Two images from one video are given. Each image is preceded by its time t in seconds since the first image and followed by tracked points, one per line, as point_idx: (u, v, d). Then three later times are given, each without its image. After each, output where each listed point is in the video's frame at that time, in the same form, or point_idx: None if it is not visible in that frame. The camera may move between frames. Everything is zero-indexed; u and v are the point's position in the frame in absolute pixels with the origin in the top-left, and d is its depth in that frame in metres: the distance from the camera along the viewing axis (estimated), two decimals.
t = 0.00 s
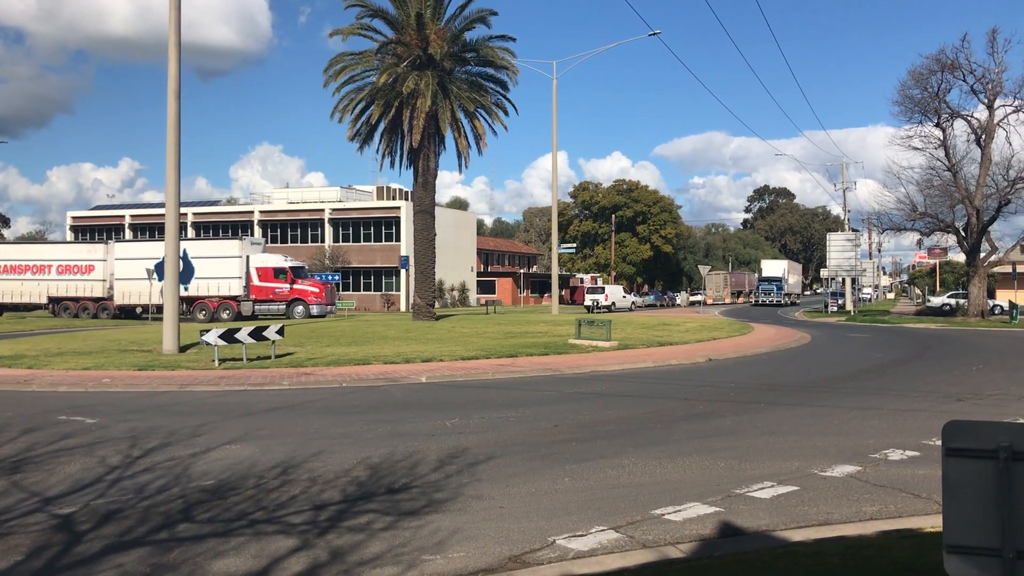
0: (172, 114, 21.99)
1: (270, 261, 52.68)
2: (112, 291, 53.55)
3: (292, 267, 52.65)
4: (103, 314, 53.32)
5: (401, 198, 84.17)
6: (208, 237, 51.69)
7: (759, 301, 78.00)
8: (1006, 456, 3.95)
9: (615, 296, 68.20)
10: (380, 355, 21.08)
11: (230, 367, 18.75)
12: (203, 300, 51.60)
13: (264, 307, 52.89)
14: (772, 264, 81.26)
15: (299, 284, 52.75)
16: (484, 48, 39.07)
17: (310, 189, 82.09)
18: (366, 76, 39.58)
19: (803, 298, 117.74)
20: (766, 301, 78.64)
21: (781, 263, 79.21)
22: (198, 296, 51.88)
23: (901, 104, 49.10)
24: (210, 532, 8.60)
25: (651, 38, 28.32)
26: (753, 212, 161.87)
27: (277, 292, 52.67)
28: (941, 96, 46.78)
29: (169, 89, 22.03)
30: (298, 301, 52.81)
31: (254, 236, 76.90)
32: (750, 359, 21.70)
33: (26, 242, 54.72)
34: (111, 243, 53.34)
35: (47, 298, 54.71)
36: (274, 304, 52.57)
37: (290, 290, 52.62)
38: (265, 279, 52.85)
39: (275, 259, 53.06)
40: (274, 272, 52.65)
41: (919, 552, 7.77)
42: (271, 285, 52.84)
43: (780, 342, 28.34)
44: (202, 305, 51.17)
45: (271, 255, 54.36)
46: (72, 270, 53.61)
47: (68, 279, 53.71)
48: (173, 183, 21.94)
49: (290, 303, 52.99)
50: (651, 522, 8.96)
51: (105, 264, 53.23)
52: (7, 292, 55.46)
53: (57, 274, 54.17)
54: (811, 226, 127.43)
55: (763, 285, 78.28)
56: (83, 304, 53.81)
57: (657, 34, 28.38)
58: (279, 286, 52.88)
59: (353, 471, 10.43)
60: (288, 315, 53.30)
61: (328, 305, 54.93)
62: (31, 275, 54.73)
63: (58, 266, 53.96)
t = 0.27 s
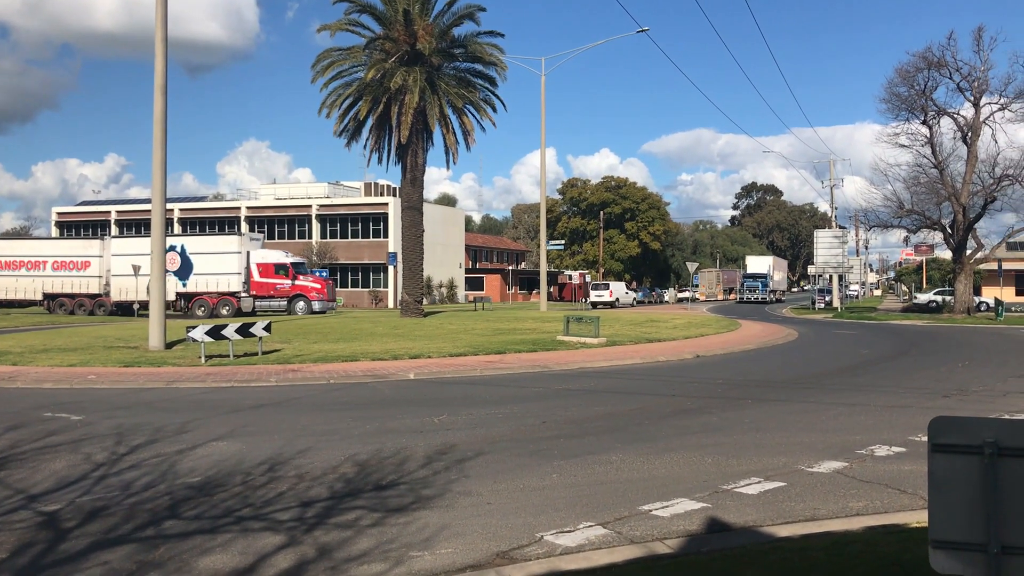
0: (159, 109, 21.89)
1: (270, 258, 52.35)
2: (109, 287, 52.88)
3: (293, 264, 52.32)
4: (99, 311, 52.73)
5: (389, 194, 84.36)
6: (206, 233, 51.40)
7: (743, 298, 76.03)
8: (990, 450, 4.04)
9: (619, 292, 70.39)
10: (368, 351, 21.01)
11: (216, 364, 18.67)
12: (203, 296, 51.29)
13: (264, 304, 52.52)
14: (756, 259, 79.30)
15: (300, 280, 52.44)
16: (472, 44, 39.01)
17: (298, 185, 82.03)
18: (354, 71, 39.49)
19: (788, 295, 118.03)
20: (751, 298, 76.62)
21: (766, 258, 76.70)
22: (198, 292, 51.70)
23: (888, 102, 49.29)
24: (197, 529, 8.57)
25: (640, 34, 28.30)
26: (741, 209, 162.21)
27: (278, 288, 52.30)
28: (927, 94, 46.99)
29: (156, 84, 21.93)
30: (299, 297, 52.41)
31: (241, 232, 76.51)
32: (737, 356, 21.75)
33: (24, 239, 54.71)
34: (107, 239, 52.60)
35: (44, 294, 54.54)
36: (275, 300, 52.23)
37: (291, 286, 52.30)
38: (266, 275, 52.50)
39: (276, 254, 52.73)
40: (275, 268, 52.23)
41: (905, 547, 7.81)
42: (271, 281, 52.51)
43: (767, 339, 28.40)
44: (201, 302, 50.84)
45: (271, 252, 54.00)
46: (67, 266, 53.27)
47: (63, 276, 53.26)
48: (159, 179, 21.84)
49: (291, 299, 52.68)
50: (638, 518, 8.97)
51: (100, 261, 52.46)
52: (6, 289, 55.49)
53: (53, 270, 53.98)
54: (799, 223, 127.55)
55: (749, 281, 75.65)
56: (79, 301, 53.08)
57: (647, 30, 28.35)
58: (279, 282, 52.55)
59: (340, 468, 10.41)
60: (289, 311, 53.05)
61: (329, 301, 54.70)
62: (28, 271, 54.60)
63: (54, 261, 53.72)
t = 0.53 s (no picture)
0: (149, 104, 21.79)
1: (276, 253, 52.39)
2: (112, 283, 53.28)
3: (299, 260, 52.35)
4: (102, 307, 53.03)
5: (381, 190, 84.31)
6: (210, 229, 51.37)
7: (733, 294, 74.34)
8: (982, 446, 4.08)
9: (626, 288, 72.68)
10: (360, 348, 20.97)
11: (208, 360, 18.62)
12: (207, 292, 51.37)
13: (270, 300, 52.55)
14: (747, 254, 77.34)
15: (307, 276, 52.46)
16: (464, 40, 38.94)
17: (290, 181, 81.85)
18: (346, 67, 39.39)
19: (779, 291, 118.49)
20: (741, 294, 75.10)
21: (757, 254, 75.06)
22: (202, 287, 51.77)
23: (880, 99, 49.37)
24: (188, 526, 8.54)
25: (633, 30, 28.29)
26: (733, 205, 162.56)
27: (285, 284, 52.35)
28: (919, 91, 47.07)
29: (146, 79, 21.83)
30: (306, 293, 52.44)
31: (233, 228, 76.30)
32: (729, 351, 21.79)
33: (23, 235, 54.15)
34: (109, 235, 52.78)
35: (43, 291, 54.04)
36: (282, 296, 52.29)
37: (297, 282, 52.31)
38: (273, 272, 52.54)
39: (283, 250, 52.63)
40: (280, 264, 52.29)
41: (897, 543, 7.82)
42: (278, 277, 52.53)
43: (759, 334, 28.46)
44: (205, 298, 51.06)
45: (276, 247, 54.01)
46: (68, 262, 52.98)
47: (64, 272, 52.88)
48: (150, 174, 21.76)
49: (297, 295, 52.67)
50: (630, 514, 8.97)
51: (102, 257, 52.52)
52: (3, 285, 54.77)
53: (53, 266, 53.53)
54: (791, 220, 127.78)
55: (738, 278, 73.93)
56: (81, 297, 53.13)
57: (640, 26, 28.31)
58: (286, 278, 52.55)
59: (332, 465, 10.39)
60: (296, 307, 53.01)
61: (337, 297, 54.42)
62: (27, 267, 54.01)
63: (54, 257, 53.33)
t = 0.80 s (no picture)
0: (144, 101, 21.77)
1: (288, 250, 52.40)
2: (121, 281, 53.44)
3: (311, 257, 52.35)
4: (110, 305, 53.17)
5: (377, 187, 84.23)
6: (220, 226, 51.28)
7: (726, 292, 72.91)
8: (977, 444, 4.10)
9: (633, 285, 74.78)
10: (357, 345, 20.94)
11: (204, 357, 18.59)
12: (216, 289, 51.48)
13: (282, 298, 52.53)
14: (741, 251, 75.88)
15: (319, 274, 52.45)
16: (461, 37, 38.90)
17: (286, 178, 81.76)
18: (342, 64, 39.34)
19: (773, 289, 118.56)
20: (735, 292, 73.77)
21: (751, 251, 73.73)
22: (212, 284, 51.86)
23: (876, 96, 49.41)
24: (185, 523, 8.55)
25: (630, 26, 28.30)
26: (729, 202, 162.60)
27: (296, 281, 52.42)
28: (915, 88, 47.12)
29: (142, 77, 21.80)
30: (318, 291, 52.57)
31: (228, 225, 76.16)
32: (725, 349, 21.83)
33: (28, 232, 53.94)
34: (117, 232, 52.80)
35: (50, 288, 53.82)
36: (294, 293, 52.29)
37: (309, 280, 52.29)
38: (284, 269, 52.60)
39: (294, 247, 52.65)
40: (292, 261, 52.33)
41: (892, 540, 7.85)
42: (289, 274, 52.59)
43: (755, 331, 28.50)
44: (215, 295, 51.19)
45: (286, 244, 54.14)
46: (76, 260, 52.77)
47: (71, 269, 52.73)
48: (145, 171, 21.74)
49: (309, 292, 52.69)
50: (626, 511, 8.99)
51: (109, 254, 52.55)
52: (10, 282, 54.55)
53: (60, 263, 53.27)
54: (787, 217, 127.76)
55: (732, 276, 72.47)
56: (88, 295, 52.99)
57: (636, 24, 28.31)
58: (298, 275, 52.62)
59: (329, 462, 10.39)
60: (308, 304, 53.04)
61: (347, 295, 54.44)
62: (34, 264, 53.83)
63: (61, 255, 53.06)
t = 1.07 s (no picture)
0: (143, 99, 21.71)
1: (302, 249, 52.97)
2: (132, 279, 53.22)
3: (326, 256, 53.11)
4: (121, 303, 53.11)
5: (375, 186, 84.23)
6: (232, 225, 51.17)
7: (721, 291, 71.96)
8: (975, 442, 4.11)
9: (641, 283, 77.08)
10: (355, 344, 20.96)
11: (202, 356, 18.61)
12: (229, 287, 51.54)
13: (296, 295, 53.29)
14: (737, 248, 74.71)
15: (334, 273, 53.36)
16: (459, 35, 38.90)
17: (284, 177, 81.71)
18: (341, 62, 39.30)
19: (770, 288, 118.51)
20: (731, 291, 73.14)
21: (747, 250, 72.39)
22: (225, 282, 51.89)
23: (874, 95, 49.40)
24: (182, 521, 8.55)
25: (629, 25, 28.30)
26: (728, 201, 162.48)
27: (311, 279, 53.18)
28: (913, 87, 47.13)
29: (140, 75, 21.76)
30: (333, 289, 53.47)
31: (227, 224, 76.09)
32: (723, 348, 21.83)
33: (36, 229, 53.55)
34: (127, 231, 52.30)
35: (60, 287, 53.69)
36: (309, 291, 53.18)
37: (324, 278, 53.21)
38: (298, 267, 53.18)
39: (309, 246, 53.32)
40: (307, 260, 52.95)
41: (891, 538, 7.86)
42: (303, 272, 53.28)
43: (754, 330, 28.48)
44: (228, 294, 51.16)
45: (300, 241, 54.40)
46: (86, 258, 52.54)
47: (82, 268, 52.53)
48: (144, 168, 21.71)
49: (324, 291, 53.56)
50: (624, 510, 8.99)
51: (119, 253, 52.12)
52: (18, 280, 54.25)
53: (70, 262, 53.16)
54: (785, 216, 127.67)
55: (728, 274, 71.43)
56: (98, 293, 52.87)
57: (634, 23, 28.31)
58: (311, 273, 53.39)
59: (326, 460, 10.39)
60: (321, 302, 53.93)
61: (359, 293, 55.55)
62: (43, 262, 53.56)
63: (71, 253, 52.94)
